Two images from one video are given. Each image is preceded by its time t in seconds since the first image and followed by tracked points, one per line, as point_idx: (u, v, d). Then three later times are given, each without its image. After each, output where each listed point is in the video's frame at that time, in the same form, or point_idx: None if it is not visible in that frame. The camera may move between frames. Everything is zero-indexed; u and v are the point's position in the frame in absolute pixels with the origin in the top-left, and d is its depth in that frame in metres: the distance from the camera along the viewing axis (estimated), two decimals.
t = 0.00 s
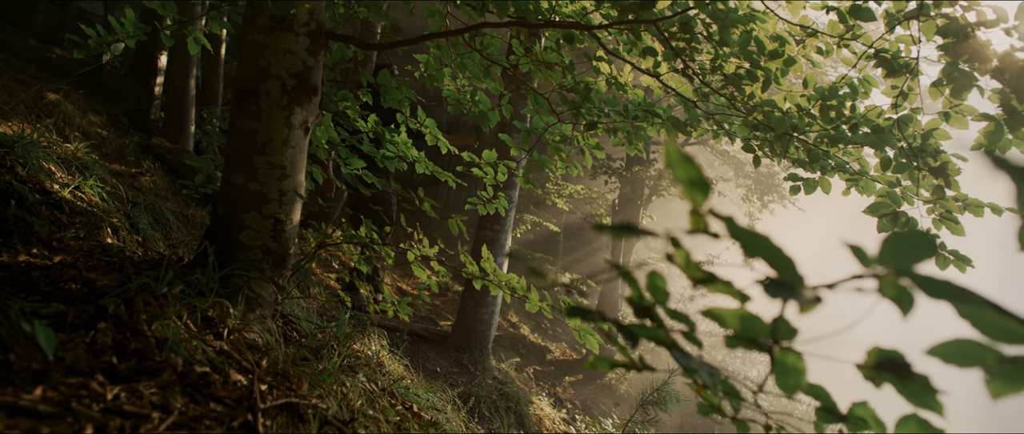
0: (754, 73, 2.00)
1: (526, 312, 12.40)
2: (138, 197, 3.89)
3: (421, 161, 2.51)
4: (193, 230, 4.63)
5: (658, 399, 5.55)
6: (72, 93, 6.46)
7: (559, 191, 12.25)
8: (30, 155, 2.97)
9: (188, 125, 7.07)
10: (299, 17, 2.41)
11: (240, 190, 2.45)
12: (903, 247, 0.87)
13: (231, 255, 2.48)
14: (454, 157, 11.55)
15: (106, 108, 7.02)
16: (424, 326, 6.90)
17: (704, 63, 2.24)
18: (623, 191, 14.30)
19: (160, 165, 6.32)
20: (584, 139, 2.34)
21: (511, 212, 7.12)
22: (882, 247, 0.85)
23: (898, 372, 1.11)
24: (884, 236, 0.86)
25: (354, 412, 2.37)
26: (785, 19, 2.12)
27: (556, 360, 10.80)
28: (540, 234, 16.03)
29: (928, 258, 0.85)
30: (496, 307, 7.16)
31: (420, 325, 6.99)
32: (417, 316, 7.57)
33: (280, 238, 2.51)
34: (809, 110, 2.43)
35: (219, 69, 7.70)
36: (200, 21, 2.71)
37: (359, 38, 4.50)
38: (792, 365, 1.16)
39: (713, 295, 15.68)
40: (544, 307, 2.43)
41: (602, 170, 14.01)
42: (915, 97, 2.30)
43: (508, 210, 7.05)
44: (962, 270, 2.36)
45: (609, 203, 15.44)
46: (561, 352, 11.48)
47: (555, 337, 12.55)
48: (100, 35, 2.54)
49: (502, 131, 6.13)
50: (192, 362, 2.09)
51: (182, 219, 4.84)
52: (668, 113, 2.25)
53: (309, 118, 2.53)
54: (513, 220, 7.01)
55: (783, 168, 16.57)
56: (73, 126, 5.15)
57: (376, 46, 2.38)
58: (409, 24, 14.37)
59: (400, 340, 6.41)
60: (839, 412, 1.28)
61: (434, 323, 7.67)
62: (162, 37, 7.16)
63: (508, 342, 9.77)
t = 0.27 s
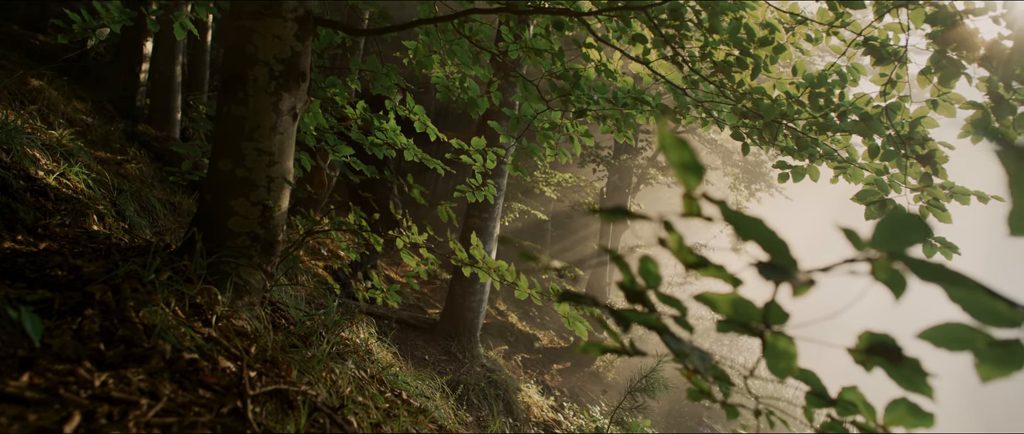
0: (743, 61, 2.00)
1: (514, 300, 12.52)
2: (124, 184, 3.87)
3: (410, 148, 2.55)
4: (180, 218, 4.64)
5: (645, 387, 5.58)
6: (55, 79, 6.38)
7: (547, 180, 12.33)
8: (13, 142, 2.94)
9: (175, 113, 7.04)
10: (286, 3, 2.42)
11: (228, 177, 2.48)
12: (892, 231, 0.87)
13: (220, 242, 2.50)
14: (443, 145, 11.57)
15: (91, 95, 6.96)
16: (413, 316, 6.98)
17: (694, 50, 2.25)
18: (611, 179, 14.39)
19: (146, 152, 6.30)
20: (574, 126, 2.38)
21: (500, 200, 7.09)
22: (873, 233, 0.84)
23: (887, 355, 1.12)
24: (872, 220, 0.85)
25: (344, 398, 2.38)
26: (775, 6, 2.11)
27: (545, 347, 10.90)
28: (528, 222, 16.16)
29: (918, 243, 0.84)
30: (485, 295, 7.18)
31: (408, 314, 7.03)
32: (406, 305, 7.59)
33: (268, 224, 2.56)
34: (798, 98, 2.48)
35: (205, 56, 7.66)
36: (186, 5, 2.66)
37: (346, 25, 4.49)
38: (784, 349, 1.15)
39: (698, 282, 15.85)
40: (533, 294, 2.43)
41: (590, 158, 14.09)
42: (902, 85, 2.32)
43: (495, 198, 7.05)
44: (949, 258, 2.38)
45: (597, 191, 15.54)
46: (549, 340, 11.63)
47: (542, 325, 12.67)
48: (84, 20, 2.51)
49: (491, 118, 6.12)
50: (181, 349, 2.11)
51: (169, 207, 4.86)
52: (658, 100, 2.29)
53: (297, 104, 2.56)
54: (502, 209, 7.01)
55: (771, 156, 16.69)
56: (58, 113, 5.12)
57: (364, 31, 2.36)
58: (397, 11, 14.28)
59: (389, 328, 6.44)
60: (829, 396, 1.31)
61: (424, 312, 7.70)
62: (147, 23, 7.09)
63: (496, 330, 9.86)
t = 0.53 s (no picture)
0: (733, 47, 2.00)
1: (502, 288, 12.60)
2: (109, 171, 3.86)
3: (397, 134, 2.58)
4: (166, 206, 4.62)
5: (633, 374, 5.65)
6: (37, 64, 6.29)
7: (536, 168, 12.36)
8: None
9: (161, 100, 6.97)
10: None
11: (216, 163, 2.47)
12: (888, 215, 0.96)
13: (207, 229, 2.50)
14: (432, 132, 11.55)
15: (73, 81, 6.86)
16: (402, 303, 6.93)
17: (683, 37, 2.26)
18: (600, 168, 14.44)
19: (131, 139, 6.25)
20: (563, 113, 2.41)
21: (489, 188, 7.08)
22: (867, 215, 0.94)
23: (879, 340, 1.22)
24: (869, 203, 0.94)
25: (333, 385, 2.41)
26: None
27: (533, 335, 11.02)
28: (516, 211, 16.18)
29: (911, 226, 0.94)
30: (473, 282, 7.26)
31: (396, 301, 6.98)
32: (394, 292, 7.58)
33: (256, 211, 2.56)
34: (786, 86, 2.48)
35: (191, 42, 7.57)
36: None
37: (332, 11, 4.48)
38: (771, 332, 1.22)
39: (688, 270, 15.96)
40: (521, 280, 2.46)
41: (579, 146, 14.12)
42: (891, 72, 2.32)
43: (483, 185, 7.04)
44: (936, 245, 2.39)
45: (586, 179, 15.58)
46: (537, 328, 11.75)
47: (530, 313, 12.76)
48: (69, 4, 2.48)
49: (479, 105, 6.11)
50: (169, 335, 2.12)
51: (156, 194, 4.85)
52: (647, 88, 2.33)
53: (286, 90, 2.56)
54: (490, 197, 6.98)
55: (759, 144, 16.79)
56: (42, 99, 5.07)
57: (352, 17, 2.33)
58: None
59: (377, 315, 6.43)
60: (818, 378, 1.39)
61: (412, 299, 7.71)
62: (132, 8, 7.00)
63: (484, 318, 9.92)
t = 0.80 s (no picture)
0: (723, 34, 2.00)
1: (490, 276, 12.64)
2: (94, 158, 3.84)
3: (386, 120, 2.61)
4: (153, 193, 4.60)
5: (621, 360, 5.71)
6: (19, 49, 6.20)
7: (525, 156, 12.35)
8: None
9: (147, 86, 6.90)
10: None
11: (203, 148, 2.46)
12: (880, 197, 1.04)
13: (195, 215, 2.49)
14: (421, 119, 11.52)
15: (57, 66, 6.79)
16: (390, 290, 6.92)
17: (673, 24, 2.27)
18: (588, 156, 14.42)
19: (117, 126, 6.20)
20: (552, 100, 2.43)
21: (477, 175, 7.07)
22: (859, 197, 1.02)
23: (869, 324, 1.29)
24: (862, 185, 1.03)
25: (323, 371, 2.42)
26: None
27: (521, 322, 11.09)
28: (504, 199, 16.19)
29: (902, 206, 1.02)
30: (462, 270, 7.34)
31: (385, 289, 6.95)
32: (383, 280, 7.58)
33: (244, 198, 2.55)
34: (775, 73, 2.50)
35: (178, 28, 7.49)
36: None
37: None
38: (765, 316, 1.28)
39: (677, 258, 16.05)
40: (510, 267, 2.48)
41: (568, 134, 14.10)
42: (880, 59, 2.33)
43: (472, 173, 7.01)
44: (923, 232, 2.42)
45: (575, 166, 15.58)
46: (525, 316, 11.83)
47: (518, 300, 12.84)
48: None
49: (468, 92, 6.12)
50: (156, 322, 2.12)
51: (142, 181, 4.83)
52: (635, 75, 2.34)
53: (273, 76, 2.54)
54: (478, 184, 6.98)
55: (747, 133, 16.86)
56: (25, 84, 5.01)
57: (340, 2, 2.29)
58: None
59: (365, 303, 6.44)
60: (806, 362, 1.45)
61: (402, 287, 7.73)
62: None
63: (473, 306, 9.94)
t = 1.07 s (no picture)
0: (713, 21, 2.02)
1: (478, 263, 12.64)
2: (79, 144, 3.82)
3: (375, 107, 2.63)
4: (139, 179, 4.57)
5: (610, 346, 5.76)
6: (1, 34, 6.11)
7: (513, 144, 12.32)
8: None
9: (133, 73, 6.83)
10: None
11: (190, 134, 2.46)
12: (875, 183, 1.09)
13: (183, 202, 2.50)
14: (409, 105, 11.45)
15: (41, 52, 6.69)
16: (378, 277, 6.89)
17: (663, 10, 2.28)
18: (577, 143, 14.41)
19: (103, 113, 6.15)
20: (541, 87, 2.46)
21: (467, 163, 7.07)
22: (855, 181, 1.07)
23: (862, 308, 1.35)
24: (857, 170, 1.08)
25: (312, 359, 2.44)
26: None
27: (510, 310, 11.13)
28: (494, 186, 16.14)
29: (896, 190, 1.07)
30: (451, 257, 7.30)
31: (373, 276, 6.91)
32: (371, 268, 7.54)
33: (232, 184, 2.55)
34: (766, 59, 2.52)
35: (164, 14, 7.41)
36: None
37: None
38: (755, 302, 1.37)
39: (666, 244, 16.10)
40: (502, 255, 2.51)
41: (557, 121, 14.04)
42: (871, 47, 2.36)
43: (461, 160, 6.99)
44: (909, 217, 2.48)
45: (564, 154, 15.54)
46: (514, 303, 11.89)
47: (506, 287, 12.87)
48: None
49: (457, 78, 6.12)
50: (144, 309, 2.12)
51: (129, 168, 4.81)
52: (625, 62, 2.36)
53: (261, 62, 2.54)
54: (468, 171, 6.98)
55: (736, 121, 16.91)
56: (7, 70, 4.95)
57: None
58: None
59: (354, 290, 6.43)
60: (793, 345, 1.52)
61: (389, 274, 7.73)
62: None
63: (461, 293, 9.94)
